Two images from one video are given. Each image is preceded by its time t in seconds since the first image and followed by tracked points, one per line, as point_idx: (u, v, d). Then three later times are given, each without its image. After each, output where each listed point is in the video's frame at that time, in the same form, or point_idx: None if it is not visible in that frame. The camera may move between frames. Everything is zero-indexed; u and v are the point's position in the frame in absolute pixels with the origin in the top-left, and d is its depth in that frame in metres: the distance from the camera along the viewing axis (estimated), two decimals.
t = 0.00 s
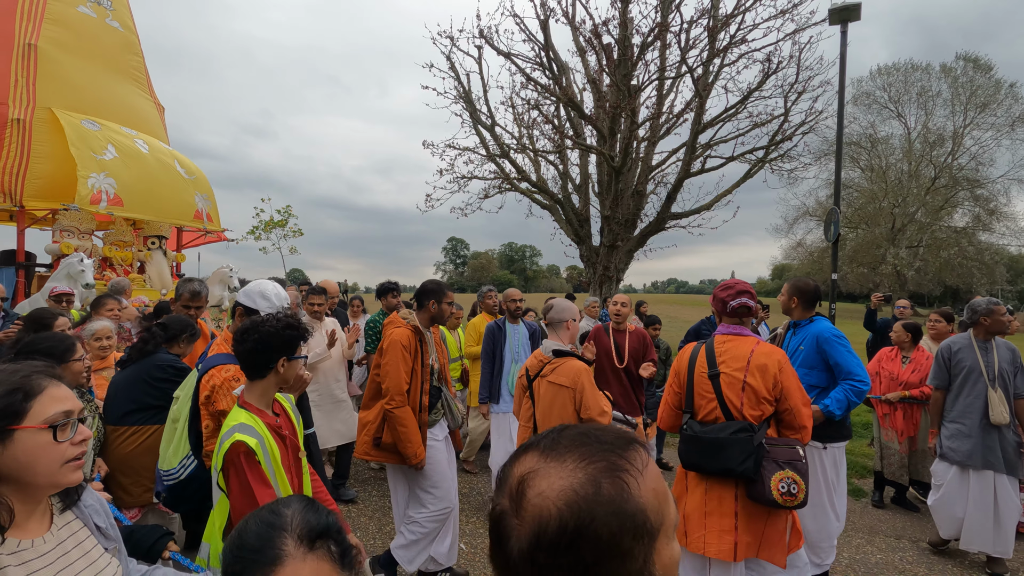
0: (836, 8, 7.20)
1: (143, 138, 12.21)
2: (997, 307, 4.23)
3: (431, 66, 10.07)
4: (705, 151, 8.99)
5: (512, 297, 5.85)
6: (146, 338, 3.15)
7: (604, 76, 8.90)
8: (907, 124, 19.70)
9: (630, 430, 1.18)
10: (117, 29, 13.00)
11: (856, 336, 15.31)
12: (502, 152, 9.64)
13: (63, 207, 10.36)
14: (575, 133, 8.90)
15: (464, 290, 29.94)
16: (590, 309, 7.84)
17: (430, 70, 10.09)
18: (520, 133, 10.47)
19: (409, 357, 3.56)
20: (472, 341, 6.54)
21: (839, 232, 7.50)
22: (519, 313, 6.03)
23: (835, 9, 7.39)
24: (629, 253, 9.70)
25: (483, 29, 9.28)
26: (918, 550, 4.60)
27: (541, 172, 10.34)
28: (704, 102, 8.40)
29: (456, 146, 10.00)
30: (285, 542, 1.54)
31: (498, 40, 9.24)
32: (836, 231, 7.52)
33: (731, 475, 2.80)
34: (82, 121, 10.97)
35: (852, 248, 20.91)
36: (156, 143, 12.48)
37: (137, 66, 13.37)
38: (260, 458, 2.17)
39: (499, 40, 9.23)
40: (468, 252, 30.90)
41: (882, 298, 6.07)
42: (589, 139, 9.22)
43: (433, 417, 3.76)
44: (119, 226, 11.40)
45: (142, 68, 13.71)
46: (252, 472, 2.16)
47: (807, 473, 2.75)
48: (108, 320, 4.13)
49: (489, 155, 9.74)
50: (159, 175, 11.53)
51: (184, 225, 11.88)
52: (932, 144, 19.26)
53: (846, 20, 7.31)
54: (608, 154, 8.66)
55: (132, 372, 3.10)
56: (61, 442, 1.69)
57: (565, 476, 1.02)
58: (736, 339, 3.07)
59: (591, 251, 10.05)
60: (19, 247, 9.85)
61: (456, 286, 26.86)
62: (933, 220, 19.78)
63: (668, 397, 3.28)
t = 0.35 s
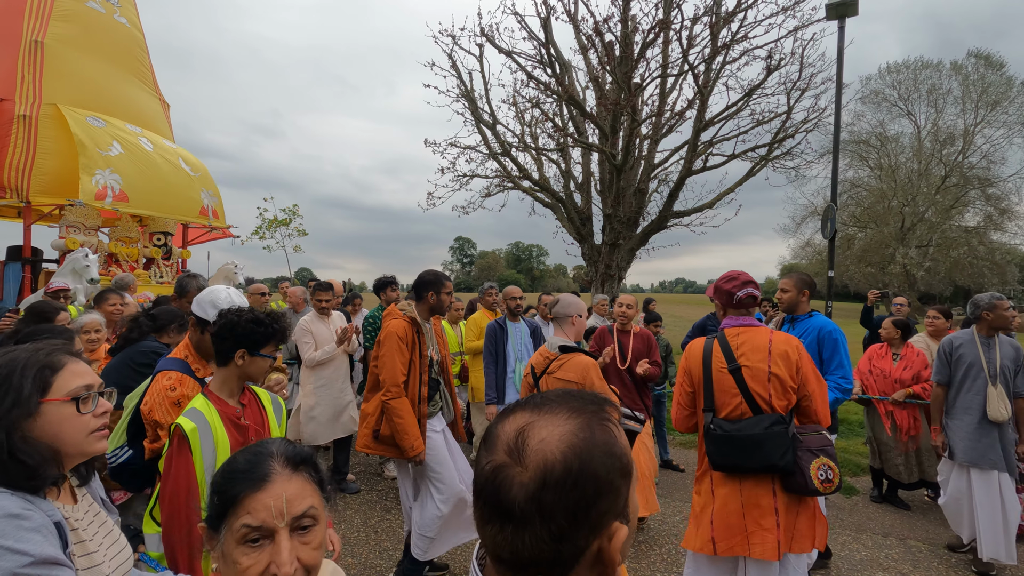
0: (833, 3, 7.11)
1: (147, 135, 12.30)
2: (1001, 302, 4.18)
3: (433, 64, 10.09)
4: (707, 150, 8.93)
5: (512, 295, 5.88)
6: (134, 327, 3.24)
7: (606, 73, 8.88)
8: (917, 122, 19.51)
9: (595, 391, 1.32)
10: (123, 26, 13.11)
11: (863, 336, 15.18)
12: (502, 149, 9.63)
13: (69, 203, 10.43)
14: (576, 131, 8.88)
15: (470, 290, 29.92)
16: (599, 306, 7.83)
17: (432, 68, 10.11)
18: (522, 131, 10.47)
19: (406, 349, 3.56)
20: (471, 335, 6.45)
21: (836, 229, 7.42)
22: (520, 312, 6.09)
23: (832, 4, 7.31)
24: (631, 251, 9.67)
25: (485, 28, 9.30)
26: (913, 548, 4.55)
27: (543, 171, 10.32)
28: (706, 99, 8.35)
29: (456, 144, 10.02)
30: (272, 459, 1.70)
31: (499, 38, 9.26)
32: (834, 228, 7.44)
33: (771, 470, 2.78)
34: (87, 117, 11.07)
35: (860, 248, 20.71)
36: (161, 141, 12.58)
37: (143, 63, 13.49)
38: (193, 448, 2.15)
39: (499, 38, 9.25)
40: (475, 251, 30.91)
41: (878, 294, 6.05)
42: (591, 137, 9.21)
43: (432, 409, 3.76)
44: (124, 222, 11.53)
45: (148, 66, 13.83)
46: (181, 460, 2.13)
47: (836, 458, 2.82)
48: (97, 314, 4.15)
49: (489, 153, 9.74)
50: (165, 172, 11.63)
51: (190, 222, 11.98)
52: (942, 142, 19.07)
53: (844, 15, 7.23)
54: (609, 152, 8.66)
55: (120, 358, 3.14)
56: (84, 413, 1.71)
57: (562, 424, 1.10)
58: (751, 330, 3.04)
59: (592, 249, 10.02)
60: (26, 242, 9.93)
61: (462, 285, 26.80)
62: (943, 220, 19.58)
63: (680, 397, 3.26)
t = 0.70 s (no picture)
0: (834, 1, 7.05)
1: (158, 137, 12.45)
2: (989, 306, 4.25)
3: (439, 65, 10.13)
4: (712, 150, 8.89)
5: (527, 300, 5.97)
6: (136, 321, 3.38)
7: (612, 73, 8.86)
8: (930, 121, 19.31)
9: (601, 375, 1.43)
10: (136, 27, 13.27)
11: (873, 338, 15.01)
12: (507, 149, 9.65)
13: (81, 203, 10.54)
14: (582, 132, 8.88)
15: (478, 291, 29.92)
16: (616, 306, 7.81)
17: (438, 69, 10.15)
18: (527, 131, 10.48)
19: (395, 352, 3.58)
20: (471, 338, 6.43)
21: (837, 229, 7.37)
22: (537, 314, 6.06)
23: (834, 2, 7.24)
24: (636, 251, 9.64)
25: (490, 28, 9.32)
26: (906, 551, 4.49)
27: (548, 171, 10.31)
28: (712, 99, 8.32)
29: (462, 144, 10.04)
30: (271, 461, 1.70)
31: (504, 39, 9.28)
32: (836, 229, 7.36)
33: (785, 475, 2.76)
34: (99, 119, 11.21)
35: (872, 248, 20.47)
36: (172, 142, 12.72)
37: (155, 65, 13.65)
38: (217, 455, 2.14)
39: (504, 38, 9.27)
40: (483, 252, 30.91)
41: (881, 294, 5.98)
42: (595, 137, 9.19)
43: (422, 421, 3.76)
44: (135, 222, 11.67)
45: (161, 67, 13.99)
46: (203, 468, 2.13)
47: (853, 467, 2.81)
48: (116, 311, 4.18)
49: (494, 153, 9.75)
50: (175, 173, 11.76)
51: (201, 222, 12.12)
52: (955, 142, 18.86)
53: (847, 14, 7.17)
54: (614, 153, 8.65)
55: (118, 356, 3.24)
56: (86, 408, 1.75)
57: (581, 392, 1.19)
58: (759, 333, 3.03)
59: (597, 250, 10.01)
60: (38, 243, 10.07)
61: (470, 286, 26.82)
62: (956, 220, 19.33)
63: (683, 400, 3.21)
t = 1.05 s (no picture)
0: (835, 2, 7.00)
1: (173, 140, 12.57)
2: (990, 306, 4.23)
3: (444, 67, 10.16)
4: (716, 150, 8.86)
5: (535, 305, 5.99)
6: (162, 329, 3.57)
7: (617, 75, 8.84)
8: (941, 120, 19.12)
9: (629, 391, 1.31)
10: (151, 32, 13.40)
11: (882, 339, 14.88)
12: (511, 150, 9.67)
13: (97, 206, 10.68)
14: (587, 134, 8.86)
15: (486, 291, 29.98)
16: (628, 308, 7.81)
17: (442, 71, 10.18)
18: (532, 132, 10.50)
19: (401, 356, 3.60)
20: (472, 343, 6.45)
21: (838, 231, 7.31)
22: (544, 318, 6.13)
23: (835, 3, 7.18)
24: (641, 252, 9.63)
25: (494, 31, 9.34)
26: (902, 553, 4.45)
27: (552, 171, 10.32)
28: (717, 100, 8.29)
29: (467, 146, 10.07)
30: (200, 547, 1.43)
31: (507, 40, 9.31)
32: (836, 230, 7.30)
33: (806, 484, 2.73)
34: (114, 125, 11.33)
35: (881, 248, 20.28)
36: (186, 145, 12.85)
37: (170, 69, 13.80)
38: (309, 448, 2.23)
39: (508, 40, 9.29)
40: (490, 252, 30.95)
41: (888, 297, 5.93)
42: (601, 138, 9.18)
43: (427, 427, 3.78)
44: (150, 224, 11.76)
45: (175, 71, 14.14)
46: (303, 460, 2.21)
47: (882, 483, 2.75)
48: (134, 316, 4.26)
49: (498, 155, 9.78)
50: (189, 175, 11.85)
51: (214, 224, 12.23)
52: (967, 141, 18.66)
53: (848, 15, 7.12)
54: (619, 153, 8.61)
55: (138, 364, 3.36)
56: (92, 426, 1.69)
57: (566, 409, 1.16)
58: (783, 339, 3.04)
59: (602, 250, 9.98)
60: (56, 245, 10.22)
61: (478, 286, 26.88)
62: (968, 219, 19.11)
63: (705, 409, 3.24)
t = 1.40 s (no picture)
0: (829, 6, 7.00)
1: (188, 144, 12.70)
2: (999, 308, 4.20)
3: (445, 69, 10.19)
4: (717, 152, 8.85)
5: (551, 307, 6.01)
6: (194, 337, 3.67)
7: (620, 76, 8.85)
8: (948, 120, 19.00)
9: (566, 416, 1.24)
10: (166, 38, 13.51)
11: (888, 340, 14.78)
12: (514, 153, 9.70)
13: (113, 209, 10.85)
14: (589, 136, 8.86)
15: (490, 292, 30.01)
16: (635, 310, 7.83)
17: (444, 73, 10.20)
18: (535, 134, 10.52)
19: (429, 357, 3.63)
20: (478, 343, 6.38)
21: (833, 233, 7.28)
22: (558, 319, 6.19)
23: (828, 8, 7.17)
24: (643, 253, 9.62)
25: (496, 33, 9.36)
26: (890, 551, 4.47)
27: (554, 173, 10.35)
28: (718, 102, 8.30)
29: (469, 147, 10.09)
30: None
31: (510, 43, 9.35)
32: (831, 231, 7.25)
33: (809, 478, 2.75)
34: (132, 128, 11.45)
35: (888, 249, 20.16)
36: (201, 149, 12.98)
37: (184, 74, 13.94)
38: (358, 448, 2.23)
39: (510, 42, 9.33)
40: (495, 253, 31.00)
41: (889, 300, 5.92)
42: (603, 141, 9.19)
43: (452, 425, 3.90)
44: (165, 227, 11.88)
45: (190, 76, 14.28)
46: (352, 468, 2.20)
47: (886, 483, 2.74)
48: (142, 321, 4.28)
49: (501, 157, 9.81)
50: (203, 179, 11.96)
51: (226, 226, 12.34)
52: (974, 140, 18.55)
53: (841, 20, 7.10)
54: (620, 155, 8.61)
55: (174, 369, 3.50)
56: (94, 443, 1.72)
57: (490, 446, 1.13)
58: (804, 339, 3.05)
59: (603, 251, 9.98)
60: (72, 248, 10.36)
61: (483, 287, 26.90)
62: (976, 219, 18.97)
63: (724, 394, 3.23)
